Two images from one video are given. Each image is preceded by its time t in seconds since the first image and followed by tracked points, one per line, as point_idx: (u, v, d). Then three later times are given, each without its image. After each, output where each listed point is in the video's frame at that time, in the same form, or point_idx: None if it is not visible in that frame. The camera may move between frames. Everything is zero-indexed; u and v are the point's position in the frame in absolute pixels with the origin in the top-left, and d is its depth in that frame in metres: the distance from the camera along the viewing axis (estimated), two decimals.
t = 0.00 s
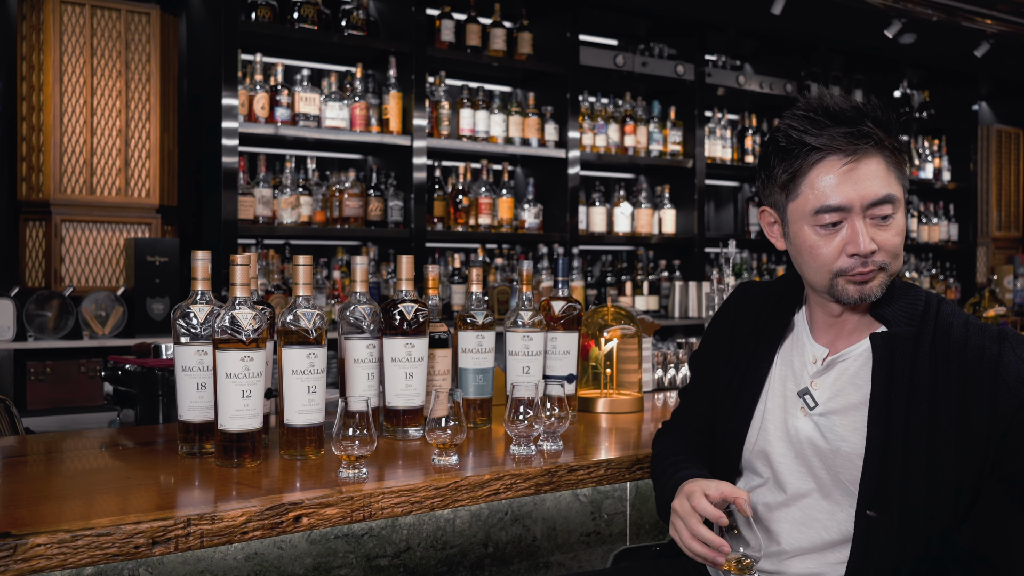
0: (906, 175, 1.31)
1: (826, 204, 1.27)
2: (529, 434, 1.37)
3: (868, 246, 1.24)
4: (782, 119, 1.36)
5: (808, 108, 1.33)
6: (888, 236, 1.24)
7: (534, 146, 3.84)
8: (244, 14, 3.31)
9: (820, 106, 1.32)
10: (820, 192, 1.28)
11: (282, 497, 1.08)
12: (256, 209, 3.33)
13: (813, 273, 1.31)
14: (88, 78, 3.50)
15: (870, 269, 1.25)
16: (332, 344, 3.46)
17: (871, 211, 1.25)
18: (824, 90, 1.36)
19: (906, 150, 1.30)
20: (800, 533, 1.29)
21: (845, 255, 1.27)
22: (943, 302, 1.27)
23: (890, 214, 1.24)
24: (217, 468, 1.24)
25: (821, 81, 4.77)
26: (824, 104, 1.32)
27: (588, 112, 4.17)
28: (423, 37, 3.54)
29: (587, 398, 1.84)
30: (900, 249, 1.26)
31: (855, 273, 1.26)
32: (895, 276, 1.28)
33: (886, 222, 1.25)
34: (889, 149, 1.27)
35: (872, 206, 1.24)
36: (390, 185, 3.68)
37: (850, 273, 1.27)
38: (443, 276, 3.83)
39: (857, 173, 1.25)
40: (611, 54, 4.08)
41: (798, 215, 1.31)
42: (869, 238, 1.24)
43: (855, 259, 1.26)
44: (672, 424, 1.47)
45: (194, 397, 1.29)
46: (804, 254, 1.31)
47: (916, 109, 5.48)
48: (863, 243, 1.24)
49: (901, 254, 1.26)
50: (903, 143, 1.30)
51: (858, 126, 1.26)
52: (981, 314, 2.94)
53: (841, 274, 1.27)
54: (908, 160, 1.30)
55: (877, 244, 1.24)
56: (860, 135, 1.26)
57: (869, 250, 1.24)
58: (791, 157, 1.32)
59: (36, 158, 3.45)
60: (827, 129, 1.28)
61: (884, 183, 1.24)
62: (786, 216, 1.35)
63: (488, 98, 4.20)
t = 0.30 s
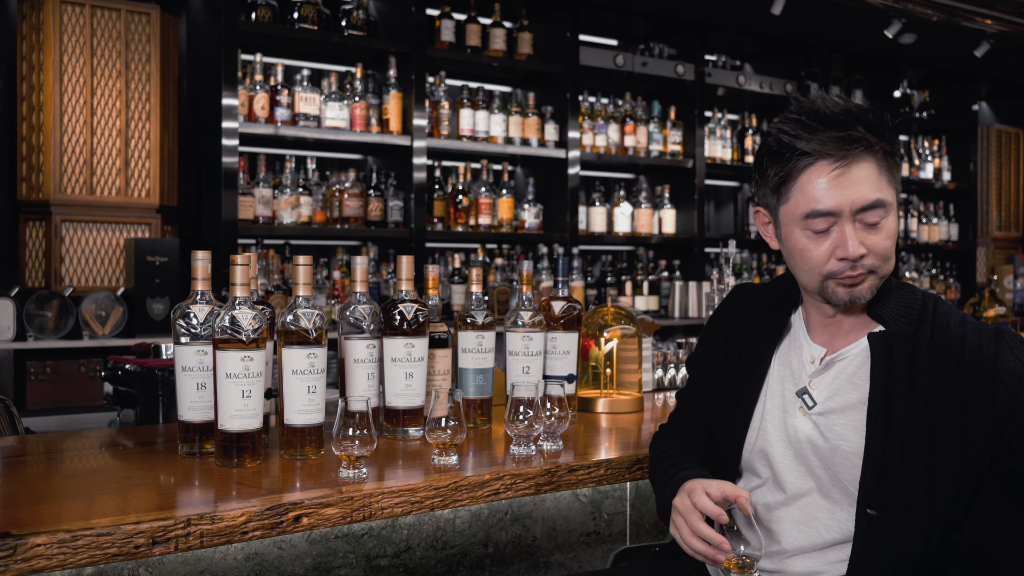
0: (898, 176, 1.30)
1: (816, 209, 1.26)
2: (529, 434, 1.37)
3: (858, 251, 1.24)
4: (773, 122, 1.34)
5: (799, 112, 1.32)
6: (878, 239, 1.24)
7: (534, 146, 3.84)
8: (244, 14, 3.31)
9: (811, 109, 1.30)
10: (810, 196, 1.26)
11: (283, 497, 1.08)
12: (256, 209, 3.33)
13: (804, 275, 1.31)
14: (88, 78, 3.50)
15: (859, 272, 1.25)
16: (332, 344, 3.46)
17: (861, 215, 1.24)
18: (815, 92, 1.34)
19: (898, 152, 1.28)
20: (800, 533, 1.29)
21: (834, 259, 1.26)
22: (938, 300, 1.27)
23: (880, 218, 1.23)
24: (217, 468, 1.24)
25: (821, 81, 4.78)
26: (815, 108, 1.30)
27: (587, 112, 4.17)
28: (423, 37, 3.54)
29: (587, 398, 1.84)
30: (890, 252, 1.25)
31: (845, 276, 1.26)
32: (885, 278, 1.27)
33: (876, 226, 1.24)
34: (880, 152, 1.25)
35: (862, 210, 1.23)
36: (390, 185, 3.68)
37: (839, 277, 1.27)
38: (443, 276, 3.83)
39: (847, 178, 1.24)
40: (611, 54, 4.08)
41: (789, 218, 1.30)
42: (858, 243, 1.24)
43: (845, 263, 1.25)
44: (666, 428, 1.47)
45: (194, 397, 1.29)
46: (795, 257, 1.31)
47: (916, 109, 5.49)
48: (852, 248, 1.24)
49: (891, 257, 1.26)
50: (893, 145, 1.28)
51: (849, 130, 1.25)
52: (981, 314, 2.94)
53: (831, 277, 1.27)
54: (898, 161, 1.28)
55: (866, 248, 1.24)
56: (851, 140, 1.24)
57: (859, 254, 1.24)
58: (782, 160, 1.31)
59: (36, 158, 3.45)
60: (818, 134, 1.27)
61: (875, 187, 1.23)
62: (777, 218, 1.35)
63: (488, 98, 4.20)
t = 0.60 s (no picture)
0: (868, 187, 1.29)
1: (764, 224, 1.29)
2: (529, 434, 1.37)
3: (802, 266, 1.27)
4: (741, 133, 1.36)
5: (761, 126, 1.32)
6: (827, 254, 1.26)
7: (534, 146, 3.84)
8: (244, 14, 3.31)
9: (768, 125, 1.31)
10: (760, 210, 1.30)
11: (283, 497, 1.08)
12: (256, 209, 3.33)
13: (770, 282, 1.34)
14: (88, 78, 3.50)
15: (810, 285, 1.28)
16: (332, 344, 3.46)
17: (806, 231, 1.26)
18: (783, 104, 1.34)
19: (859, 162, 1.27)
20: (800, 531, 1.28)
21: (786, 271, 1.29)
22: (933, 300, 1.30)
23: (826, 234, 1.25)
24: (217, 468, 1.24)
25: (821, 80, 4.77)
26: (771, 124, 1.31)
27: (587, 112, 4.17)
28: (423, 37, 3.54)
29: (587, 398, 1.84)
30: (843, 265, 1.27)
31: (797, 287, 1.29)
32: (845, 288, 1.29)
33: (824, 241, 1.26)
34: (831, 170, 1.25)
35: (809, 227, 1.25)
36: (390, 185, 3.68)
37: (795, 288, 1.30)
38: (443, 276, 3.83)
39: (791, 197, 1.26)
40: (611, 54, 4.08)
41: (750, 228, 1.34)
42: (805, 257, 1.27)
43: (795, 275, 1.28)
44: (662, 425, 1.46)
45: (194, 397, 1.29)
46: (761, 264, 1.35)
47: (915, 109, 5.49)
48: (797, 264, 1.27)
49: (845, 269, 1.27)
50: (852, 156, 1.26)
51: (795, 148, 1.26)
52: (981, 314, 2.93)
53: (787, 286, 1.30)
54: (859, 171, 1.27)
55: (815, 262, 1.27)
56: (792, 160, 1.26)
57: (805, 269, 1.26)
58: (743, 172, 1.34)
59: (36, 158, 3.45)
60: (767, 153, 1.29)
61: (820, 206, 1.24)
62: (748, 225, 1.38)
63: (488, 98, 4.20)
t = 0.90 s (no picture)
0: (852, 181, 1.30)
1: (751, 216, 1.30)
2: (529, 434, 1.37)
3: (790, 257, 1.27)
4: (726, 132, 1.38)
5: (745, 123, 1.34)
6: (813, 245, 1.27)
7: (534, 146, 3.84)
8: (244, 14, 3.31)
9: (753, 121, 1.33)
10: (747, 203, 1.31)
11: (283, 497, 1.08)
12: (256, 209, 3.33)
13: (758, 277, 1.35)
14: (88, 78, 3.50)
15: (798, 276, 1.28)
16: (332, 344, 3.46)
17: (793, 222, 1.27)
18: (767, 103, 1.36)
19: (842, 154, 1.28)
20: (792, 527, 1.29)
21: (774, 264, 1.30)
22: (916, 294, 1.29)
23: (812, 224, 1.26)
24: (217, 468, 1.24)
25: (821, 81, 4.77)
26: (755, 121, 1.33)
27: (587, 112, 4.17)
28: (423, 37, 3.54)
29: (587, 398, 1.84)
30: (830, 255, 1.28)
31: (785, 280, 1.30)
32: (832, 279, 1.29)
33: (810, 231, 1.27)
34: (816, 161, 1.26)
35: (795, 217, 1.27)
36: (390, 185, 3.68)
37: (782, 280, 1.30)
38: (442, 276, 3.83)
39: (778, 188, 1.27)
40: (611, 54, 4.08)
41: (737, 223, 1.35)
42: (793, 248, 1.27)
43: (783, 267, 1.29)
44: (651, 418, 1.46)
45: (194, 397, 1.29)
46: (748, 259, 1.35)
47: (915, 109, 5.49)
48: (785, 254, 1.28)
49: (831, 260, 1.28)
50: (836, 148, 1.28)
51: (780, 141, 1.28)
52: (980, 314, 2.92)
53: (775, 279, 1.31)
54: (842, 164, 1.28)
55: (801, 252, 1.27)
56: (777, 152, 1.27)
57: (793, 260, 1.27)
58: (729, 168, 1.35)
59: (36, 158, 3.45)
60: (753, 147, 1.30)
61: (806, 196, 1.26)
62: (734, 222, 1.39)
63: (488, 98, 4.20)
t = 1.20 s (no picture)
0: (823, 178, 1.31)
1: (727, 217, 1.31)
2: (529, 434, 1.37)
3: (767, 255, 1.28)
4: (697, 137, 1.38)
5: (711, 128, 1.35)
6: (789, 241, 1.28)
7: (534, 146, 3.84)
8: (244, 14, 3.31)
9: (722, 124, 1.33)
10: (722, 206, 1.32)
11: (282, 497, 1.08)
12: (256, 209, 3.33)
13: (737, 278, 1.35)
14: (88, 78, 3.50)
15: (776, 274, 1.29)
16: (332, 344, 3.47)
17: (768, 221, 1.28)
18: (735, 106, 1.37)
19: (811, 152, 1.30)
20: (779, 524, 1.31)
21: (752, 263, 1.30)
22: (895, 289, 1.30)
23: (786, 221, 1.27)
24: (217, 468, 1.24)
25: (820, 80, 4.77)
26: (724, 124, 1.33)
27: (587, 112, 4.17)
28: (423, 37, 3.54)
29: (587, 398, 1.84)
30: (805, 252, 1.28)
31: (763, 278, 1.30)
32: (808, 276, 1.30)
33: (785, 229, 1.27)
34: (787, 160, 1.27)
35: (770, 216, 1.27)
36: (390, 185, 3.68)
37: (761, 279, 1.31)
38: (442, 276, 3.83)
39: (751, 188, 1.28)
40: (611, 54, 4.08)
41: (714, 225, 1.36)
42: (769, 246, 1.28)
43: (761, 266, 1.30)
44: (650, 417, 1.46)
45: (194, 397, 1.29)
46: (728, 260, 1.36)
47: (915, 109, 5.49)
48: (762, 253, 1.28)
49: (807, 256, 1.29)
50: (805, 147, 1.29)
51: (751, 141, 1.28)
52: (980, 313, 2.92)
53: (754, 278, 1.31)
54: (813, 162, 1.29)
55: (778, 250, 1.28)
56: (748, 153, 1.28)
57: (770, 258, 1.28)
58: (702, 172, 1.36)
59: (36, 158, 3.46)
60: (725, 149, 1.31)
61: (779, 194, 1.26)
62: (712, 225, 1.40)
63: (488, 98, 4.20)
